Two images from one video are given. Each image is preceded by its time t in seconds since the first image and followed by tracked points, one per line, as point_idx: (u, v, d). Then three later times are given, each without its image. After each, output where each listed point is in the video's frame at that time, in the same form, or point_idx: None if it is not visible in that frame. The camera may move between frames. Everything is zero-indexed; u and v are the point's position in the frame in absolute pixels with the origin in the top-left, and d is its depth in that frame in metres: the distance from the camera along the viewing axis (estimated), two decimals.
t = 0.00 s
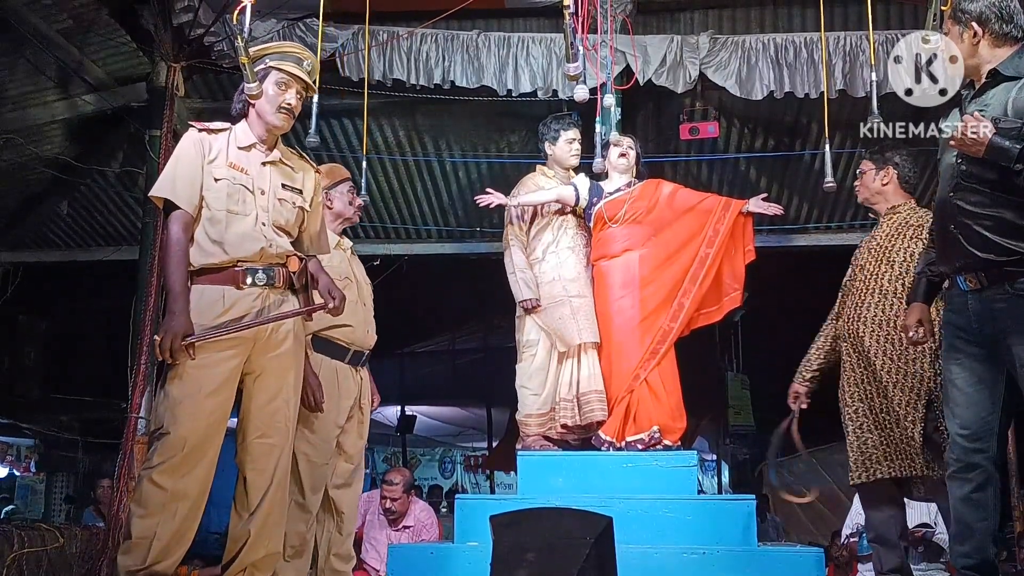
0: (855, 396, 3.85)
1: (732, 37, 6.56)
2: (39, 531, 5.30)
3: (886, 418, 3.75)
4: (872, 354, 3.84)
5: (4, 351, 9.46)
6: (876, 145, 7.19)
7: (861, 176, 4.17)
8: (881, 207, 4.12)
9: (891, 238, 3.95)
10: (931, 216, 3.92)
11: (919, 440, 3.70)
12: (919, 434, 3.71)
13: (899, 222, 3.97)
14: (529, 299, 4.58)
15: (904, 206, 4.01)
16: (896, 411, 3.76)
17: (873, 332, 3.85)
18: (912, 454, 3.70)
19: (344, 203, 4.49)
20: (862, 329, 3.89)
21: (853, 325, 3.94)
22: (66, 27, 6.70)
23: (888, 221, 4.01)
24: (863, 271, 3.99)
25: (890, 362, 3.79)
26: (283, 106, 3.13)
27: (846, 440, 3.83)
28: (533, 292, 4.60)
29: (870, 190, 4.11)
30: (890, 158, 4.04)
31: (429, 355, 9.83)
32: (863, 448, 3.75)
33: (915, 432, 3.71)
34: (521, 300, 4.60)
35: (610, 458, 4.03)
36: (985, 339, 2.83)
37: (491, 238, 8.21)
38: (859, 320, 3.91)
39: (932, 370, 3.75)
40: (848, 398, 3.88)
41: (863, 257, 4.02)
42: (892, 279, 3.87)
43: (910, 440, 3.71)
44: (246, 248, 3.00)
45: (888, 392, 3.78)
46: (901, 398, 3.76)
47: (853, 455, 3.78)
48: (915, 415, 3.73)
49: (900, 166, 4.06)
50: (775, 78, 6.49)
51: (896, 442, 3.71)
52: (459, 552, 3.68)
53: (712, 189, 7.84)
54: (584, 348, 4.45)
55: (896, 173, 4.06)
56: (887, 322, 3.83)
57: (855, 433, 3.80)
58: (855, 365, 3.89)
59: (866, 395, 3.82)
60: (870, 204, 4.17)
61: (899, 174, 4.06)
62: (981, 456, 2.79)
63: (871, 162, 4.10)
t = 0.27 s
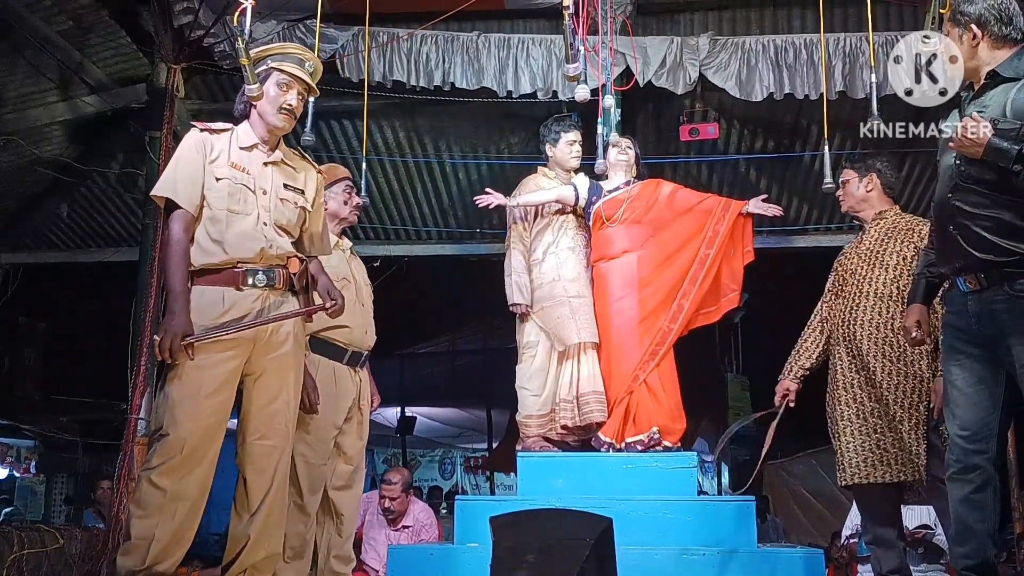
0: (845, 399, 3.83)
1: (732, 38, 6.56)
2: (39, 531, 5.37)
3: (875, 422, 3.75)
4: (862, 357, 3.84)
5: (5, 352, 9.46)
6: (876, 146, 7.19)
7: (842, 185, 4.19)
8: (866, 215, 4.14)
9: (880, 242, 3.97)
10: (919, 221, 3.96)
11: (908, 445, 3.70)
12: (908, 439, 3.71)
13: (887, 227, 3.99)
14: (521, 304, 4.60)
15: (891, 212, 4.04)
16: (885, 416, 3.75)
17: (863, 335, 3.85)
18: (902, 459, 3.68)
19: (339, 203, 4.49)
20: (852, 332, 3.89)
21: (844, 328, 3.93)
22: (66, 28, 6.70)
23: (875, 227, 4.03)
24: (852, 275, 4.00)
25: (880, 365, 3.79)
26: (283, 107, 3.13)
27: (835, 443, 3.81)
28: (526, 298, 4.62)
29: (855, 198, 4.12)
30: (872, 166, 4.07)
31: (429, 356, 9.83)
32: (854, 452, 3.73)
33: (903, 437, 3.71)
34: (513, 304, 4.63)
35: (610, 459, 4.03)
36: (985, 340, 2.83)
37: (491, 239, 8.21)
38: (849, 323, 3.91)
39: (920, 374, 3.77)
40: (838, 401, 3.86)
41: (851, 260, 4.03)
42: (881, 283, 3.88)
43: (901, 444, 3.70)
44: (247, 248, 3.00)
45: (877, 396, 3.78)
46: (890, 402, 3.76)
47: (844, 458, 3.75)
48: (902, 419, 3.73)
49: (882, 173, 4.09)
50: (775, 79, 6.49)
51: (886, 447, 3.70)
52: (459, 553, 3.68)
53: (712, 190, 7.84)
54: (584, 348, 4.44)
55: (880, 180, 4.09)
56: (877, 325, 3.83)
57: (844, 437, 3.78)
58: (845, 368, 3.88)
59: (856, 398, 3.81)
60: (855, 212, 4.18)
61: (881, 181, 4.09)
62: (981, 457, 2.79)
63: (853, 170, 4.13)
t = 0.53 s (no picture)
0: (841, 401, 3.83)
1: (732, 36, 6.56)
2: (39, 529, 5.30)
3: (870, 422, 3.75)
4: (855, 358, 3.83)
5: (5, 350, 9.47)
6: (876, 144, 7.18)
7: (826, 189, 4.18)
8: (853, 216, 4.13)
9: (872, 242, 3.96)
10: (910, 219, 3.96)
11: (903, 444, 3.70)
12: (903, 439, 3.71)
13: (876, 226, 3.99)
14: (529, 302, 4.61)
15: (879, 212, 4.04)
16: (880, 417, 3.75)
17: (857, 336, 3.84)
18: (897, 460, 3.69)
19: (334, 201, 4.48)
20: (846, 333, 3.87)
21: (838, 328, 3.92)
22: (66, 26, 6.69)
23: (864, 227, 4.03)
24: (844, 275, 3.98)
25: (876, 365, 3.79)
26: (283, 104, 3.12)
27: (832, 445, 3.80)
28: (535, 295, 4.61)
29: (841, 200, 4.11)
30: (856, 167, 4.07)
31: (429, 354, 9.84)
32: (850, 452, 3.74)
33: (897, 437, 3.72)
34: (521, 301, 4.63)
35: (610, 457, 4.03)
36: (984, 339, 2.83)
37: (491, 237, 8.22)
38: (843, 323, 3.90)
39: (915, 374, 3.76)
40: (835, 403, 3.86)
41: (843, 261, 4.01)
42: (872, 282, 3.87)
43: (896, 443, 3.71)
44: (248, 245, 3.00)
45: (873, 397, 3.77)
46: (887, 402, 3.75)
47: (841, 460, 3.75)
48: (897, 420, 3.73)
49: (866, 174, 4.09)
50: (775, 77, 6.48)
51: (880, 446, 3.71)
52: (459, 552, 3.68)
53: (712, 188, 7.85)
54: (583, 346, 4.46)
55: (865, 181, 4.09)
56: (872, 326, 3.83)
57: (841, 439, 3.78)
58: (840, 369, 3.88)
59: (852, 400, 3.80)
60: (841, 214, 4.17)
61: (866, 181, 4.09)
62: (980, 455, 2.79)
63: (837, 172, 4.11)
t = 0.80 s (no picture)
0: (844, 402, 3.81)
1: (732, 36, 6.55)
2: (39, 529, 5.29)
3: (874, 422, 3.73)
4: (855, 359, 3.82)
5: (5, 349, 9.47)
6: (876, 143, 7.19)
7: (815, 194, 4.18)
8: (846, 219, 4.15)
9: (866, 242, 3.96)
10: (904, 218, 3.96)
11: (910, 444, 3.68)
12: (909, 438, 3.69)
13: (870, 227, 3.99)
14: (533, 300, 4.61)
15: (871, 213, 4.05)
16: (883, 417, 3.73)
17: (856, 337, 3.83)
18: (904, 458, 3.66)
19: (332, 201, 4.48)
20: (845, 334, 3.86)
21: (836, 330, 3.91)
22: (66, 26, 6.68)
23: (857, 228, 4.03)
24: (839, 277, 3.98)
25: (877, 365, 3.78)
26: (282, 104, 3.12)
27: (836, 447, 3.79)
28: (538, 293, 4.63)
29: (832, 205, 4.13)
30: (844, 171, 4.10)
31: (429, 354, 9.84)
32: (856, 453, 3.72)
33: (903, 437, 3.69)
34: (525, 300, 4.63)
35: (610, 457, 4.03)
36: (984, 339, 2.83)
37: (491, 237, 8.22)
38: (841, 325, 3.89)
39: (919, 373, 3.74)
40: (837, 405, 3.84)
41: (837, 263, 4.01)
42: (869, 283, 3.87)
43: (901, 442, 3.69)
44: (248, 245, 2.99)
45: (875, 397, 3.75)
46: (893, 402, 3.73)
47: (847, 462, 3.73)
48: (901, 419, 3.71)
49: (854, 176, 4.14)
50: (775, 77, 6.48)
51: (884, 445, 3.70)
52: (459, 552, 3.68)
53: (712, 188, 7.85)
54: (584, 346, 4.47)
55: (854, 184, 4.13)
56: (871, 326, 3.81)
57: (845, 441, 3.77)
58: (840, 371, 3.87)
59: (854, 401, 3.79)
60: (834, 219, 4.18)
61: (855, 184, 4.14)
62: (980, 455, 2.79)
63: (825, 176, 4.13)
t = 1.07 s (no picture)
0: (849, 404, 3.81)
1: (732, 38, 6.56)
2: (39, 530, 5.29)
3: (875, 424, 3.73)
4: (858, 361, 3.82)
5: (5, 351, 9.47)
6: (876, 145, 7.19)
7: (810, 198, 4.17)
8: (841, 222, 4.13)
9: (863, 242, 3.96)
10: (901, 218, 3.97)
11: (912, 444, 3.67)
12: (910, 438, 3.68)
13: (866, 228, 4.00)
14: (525, 303, 4.64)
15: (866, 214, 4.06)
16: (885, 418, 3.73)
17: (858, 338, 3.83)
18: (906, 459, 3.66)
19: (332, 203, 4.49)
20: (847, 335, 3.86)
21: (837, 331, 3.91)
22: (66, 27, 6.69)
23: (854, 229, 4.03)
24: (839, 279, 3.97)
25: (878, 367, 3.78)
26: (282, 105, 3.12)
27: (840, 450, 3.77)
28: (530, 296, 4.65)
29: (829, 209, 4.11)
30: (839, 173, 4.11)
31: (429, 356, 9.84)
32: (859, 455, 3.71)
33: (907, 438, 3.68)
34: (517, 303, 4.67)
35: (610, 458, 4.03)
36: (983, 341, 2.83)
37: (491, 239, 8.23)
38: (843, 326, 3.88)
39: (921, 373, 3.73)
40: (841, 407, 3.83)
41: (836, 264, 4.01)
42: (868, 284, 3.87)
43: (902, 443, 3.68)
44: (248, 247, 3.00)
45: (877, 399, 3.75)
46: (895, 403, 3.73)
47: (852, 464, 3.72)
48: (903, 420, 3.70)
49: (848, 178, 4.15)
50: (775, 78, 6.49)
51: (886, 447, 3.69)
52: (459, 553, 3.68)
53: (712, 189, 7.86)
54: (582, 347, 4.46)
55: (849, 186, 4.14)
56: (871, 327, 3.82)
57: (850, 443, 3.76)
58: (842, 373, 3.86)
59: (858, 402, 3.79)
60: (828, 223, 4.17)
61: (850, 186, 4.15)
62: (979, 457, 2.79)
63: (820, 178, 4.12)
